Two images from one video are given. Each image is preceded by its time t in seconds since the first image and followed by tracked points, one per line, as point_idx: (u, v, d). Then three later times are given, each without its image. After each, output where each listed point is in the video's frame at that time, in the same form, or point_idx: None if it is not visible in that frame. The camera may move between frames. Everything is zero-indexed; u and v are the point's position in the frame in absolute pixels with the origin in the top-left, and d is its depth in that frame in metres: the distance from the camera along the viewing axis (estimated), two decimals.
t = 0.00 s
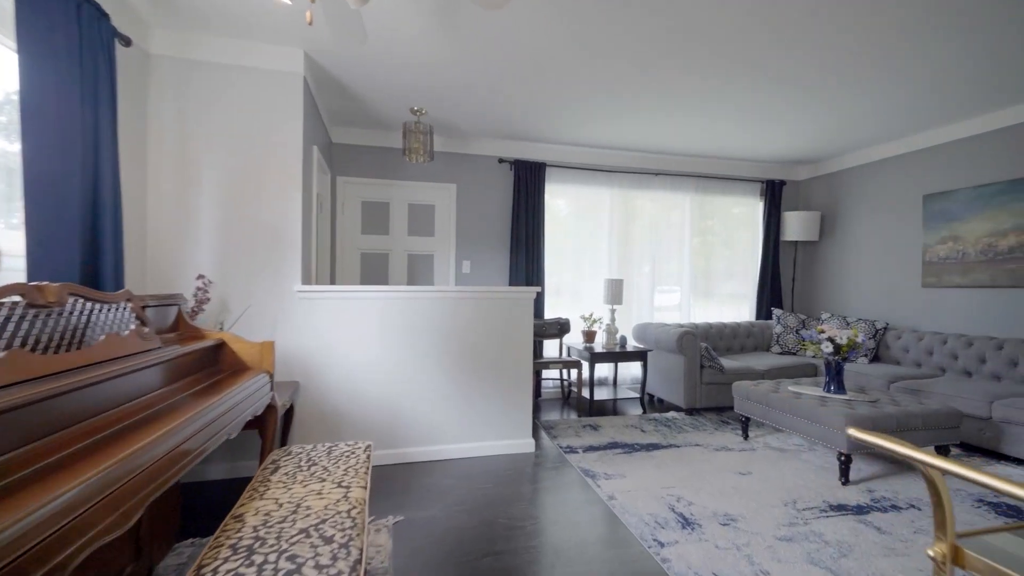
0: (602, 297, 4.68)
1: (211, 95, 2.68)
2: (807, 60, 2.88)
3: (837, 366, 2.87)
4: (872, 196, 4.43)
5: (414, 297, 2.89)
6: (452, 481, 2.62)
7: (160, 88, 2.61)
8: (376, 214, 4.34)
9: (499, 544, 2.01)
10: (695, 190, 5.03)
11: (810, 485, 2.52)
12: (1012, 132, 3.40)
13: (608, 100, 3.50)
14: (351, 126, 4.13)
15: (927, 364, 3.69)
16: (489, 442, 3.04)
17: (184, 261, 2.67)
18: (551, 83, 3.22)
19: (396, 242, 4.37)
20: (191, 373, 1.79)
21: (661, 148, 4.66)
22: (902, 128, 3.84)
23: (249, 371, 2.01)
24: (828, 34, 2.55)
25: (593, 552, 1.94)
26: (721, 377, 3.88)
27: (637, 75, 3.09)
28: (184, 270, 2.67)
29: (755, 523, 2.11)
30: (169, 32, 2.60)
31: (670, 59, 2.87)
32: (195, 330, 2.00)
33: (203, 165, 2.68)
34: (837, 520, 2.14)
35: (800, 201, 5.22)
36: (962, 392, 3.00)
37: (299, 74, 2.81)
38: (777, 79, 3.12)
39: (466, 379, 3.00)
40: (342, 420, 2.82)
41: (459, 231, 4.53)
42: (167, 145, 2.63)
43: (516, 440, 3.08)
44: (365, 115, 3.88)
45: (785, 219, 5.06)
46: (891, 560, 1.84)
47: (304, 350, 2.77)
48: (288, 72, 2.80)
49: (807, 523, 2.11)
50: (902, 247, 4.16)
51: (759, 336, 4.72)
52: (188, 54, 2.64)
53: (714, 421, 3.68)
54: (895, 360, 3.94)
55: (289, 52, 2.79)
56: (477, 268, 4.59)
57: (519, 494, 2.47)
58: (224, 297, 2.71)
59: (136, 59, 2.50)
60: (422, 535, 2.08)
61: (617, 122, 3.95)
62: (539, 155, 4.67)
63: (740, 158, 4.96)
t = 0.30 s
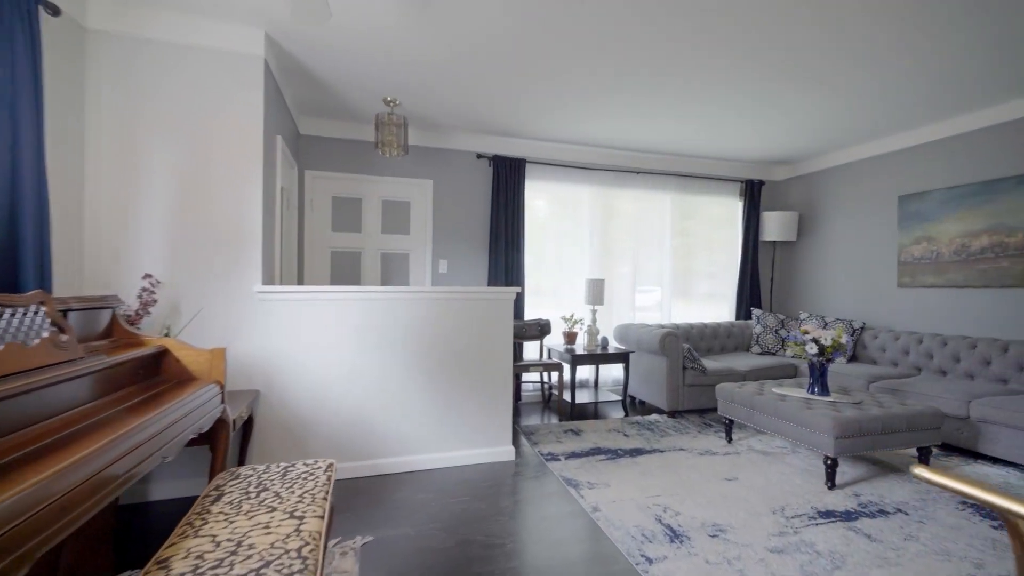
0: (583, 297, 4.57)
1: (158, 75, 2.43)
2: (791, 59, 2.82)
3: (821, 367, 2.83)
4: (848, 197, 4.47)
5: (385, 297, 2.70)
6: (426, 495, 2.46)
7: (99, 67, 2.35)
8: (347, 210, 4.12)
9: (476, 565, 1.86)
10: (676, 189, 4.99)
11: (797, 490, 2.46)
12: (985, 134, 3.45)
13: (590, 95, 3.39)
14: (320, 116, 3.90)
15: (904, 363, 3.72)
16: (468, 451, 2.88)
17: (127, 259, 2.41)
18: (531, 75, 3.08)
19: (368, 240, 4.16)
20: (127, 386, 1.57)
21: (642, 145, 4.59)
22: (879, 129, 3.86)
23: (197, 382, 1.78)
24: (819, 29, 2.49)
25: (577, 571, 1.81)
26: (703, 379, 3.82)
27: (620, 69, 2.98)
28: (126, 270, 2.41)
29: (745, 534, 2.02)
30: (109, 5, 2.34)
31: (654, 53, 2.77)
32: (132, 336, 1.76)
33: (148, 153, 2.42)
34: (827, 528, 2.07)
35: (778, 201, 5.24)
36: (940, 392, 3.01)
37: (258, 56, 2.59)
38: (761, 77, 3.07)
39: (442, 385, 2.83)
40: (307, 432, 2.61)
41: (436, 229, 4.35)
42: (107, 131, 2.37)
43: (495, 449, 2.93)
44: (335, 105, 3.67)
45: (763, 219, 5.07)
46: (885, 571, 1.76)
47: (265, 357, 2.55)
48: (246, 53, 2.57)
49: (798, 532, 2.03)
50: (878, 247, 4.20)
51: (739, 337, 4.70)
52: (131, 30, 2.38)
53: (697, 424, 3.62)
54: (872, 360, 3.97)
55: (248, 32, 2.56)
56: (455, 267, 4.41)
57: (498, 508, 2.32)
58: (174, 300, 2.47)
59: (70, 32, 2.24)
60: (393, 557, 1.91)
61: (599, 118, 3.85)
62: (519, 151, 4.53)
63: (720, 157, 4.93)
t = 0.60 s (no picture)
0: (562, 297, 4.46)
1: (88, 45, 2.15)
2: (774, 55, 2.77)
3: (803, 367, 2.80)
4: (822, 196, 4.52)
5: (351, 295, 2.49)
6: (398, 509, 2.27)
7: (18, 34, 2.06)
8: (314, 204, 3.87)
9: None
10: (654, 187, 4.95)
11: (781, 492, 2.40)
12: (954, 136, 3.52)
13: (571, 86, 3.27)
14: (284, 103, 3.64)
15: (876, 360, 3.77)
16: (443, 459, 2.70)
17: (53, 254, 2.13)
18: (510, 62, 2.93)
19: (337, 236, 3.92)
20: (36, 399, 1.33)
21: (623, 141, 4.51)
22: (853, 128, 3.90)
23: (127, 393, 1.55)
24: (836, 30, 2.47)
25: None
26: (683, 378, 3.77)
27: (602, 59, 2.87)
28: (53, 265, 2.13)
29: (733, 543, 1.93)
30: None
31: (638, 43, 2.67)
32: (44, 340, 1.51)
33: (78, 134, 2.15)
34: (814, 533, 2.01)
35: (754, 200, 5.28)
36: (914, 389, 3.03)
37: (210, 28, 2.35)
38: (744, 73, 3.01)
39: (415, 390, 2.64)
40: (266, 444, 2.38)
41: (409, 224, 4.14)
42: (28, 108, 2.08)
43: (472, 456, 2.77)
44: (300, 90, 3.42)
45: (740, 218, 5.10)
46: None
47: (217, 363, 2.31)
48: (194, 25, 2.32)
49: (787, 539, 1.96)
50: (852, 246, 4.25)
51: (717, 335, 4.70)
52: None
53: (678, 425, 3.56)
54: (846, 357, 4.01)
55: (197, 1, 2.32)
56: (430, 265, 4.22)
57: (475, 521, 2.16)
58: (111, 300, 2.20)
59: None
60: None
61: (580, 111, 3.74)
62: (496, 145, 4.37)
63: (698, 155, 4.93)
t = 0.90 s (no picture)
0: (531, 297, 4.35)
1: None
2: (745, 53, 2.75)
3: (771, 366, 2.80)
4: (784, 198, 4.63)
5: (301, 295, 2.26)
6: (355, 529, 2.08)
7: None
8: (264, 196, 3.57)
9: None
10: (623, 186, 4.93)
11: (752, 494, 2.38)
12: (908, 140, 3.66)
13: (542, 77, 3.16)
14: (231, 85, 3.34)
15: (835, 358, 3.87)
16: (405, 471, 2.52)
17: None
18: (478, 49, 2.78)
19: (290, 231, 3.64)
20: None
21: (592, 138, 4.45)
22: (814, 130, 4.00)
23: (16, 412, 1.31)
24: (840, 30, 2.48)
25: None
26: (653, 379, 3.75)
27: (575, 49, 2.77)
28: None
29: (709, 552, 1.87)
30: None
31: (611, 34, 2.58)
32: None
33: None
34: (788, 537, 1.97)
35: (718, 201, 5.36)
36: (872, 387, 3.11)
37: None
38: (715, 71, 3.00)
39: (373, 397, 2.44)
40: (202, 461, 2.12)
41: (370, 220, 3.91)
42: None
43: (437, 467, 2.60)
44: (248, 71, 3.14)
45: (705, 219, 5.16)
46: None
47: (143, 371, 2.03)
48: None
49: (761, 545, 1.91)
50: (812, 247, 4.37)
51: (684, 335, 4.72)
52: None
53: (647, 426, 3.53)
54: (806, 355, 4.11)
55: None
56: (392, 264, 4.00)
57: (441, 539, 2.00)
58: (9, 301, 1.88)
59: None
60: None
61: (550, 105, 3.64)
62: (463, 138, 4.21)
63: (665, 155, 4.94)
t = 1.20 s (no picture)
0: (500, 296, 4.20)
1: None
2: (718, 48, 2.71)
3: (743, 366, 2.76)
4: (750, 198, 4.68)
5: (242, 295, 2.02)
6: (303, 555, 1.86)
7: None
8: (208, 186, 3.26)
9: None
10: (593, 183, 4.86)
11: (726, 498, 2.32)
12: (869, 142, 3.74)
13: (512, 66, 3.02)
14: (168, 62, 3.02)
15: (800, 356, 3.92)
16: (361, 485, 2.31)
17: None
18: (445, 32, 2.61)
19: (238, 226, 3.34)
20: None
21: (562, 133, 4.35)
22: (780, 130, 4.04)
23: None
24: (840, 29, 2.47)
25: None
26: (624, 379, 3.67)
27: (547, 36, 2.64)
28: None
29: (686, 564, 1.77)
30: None
31: (585, 21, 2.47)
32: None
33: None
34: (764, 544, 1.91)
35: (686, 200, 5.38)
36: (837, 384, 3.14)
37: None
38: (688, 66, 2.94)
39: (326, 404, 2.22)
40: (122, 483, 1.85)
41: (328, 215, 3.65)
42: None
43: (397, 479, 2.41)
44: (188, 48, 2.84)
45: (674, 218, 5.16)
46: None
47: (47, 382, 1.73)
48: None
49: (739, 554, 1.84)
50: (777, 246, 4.42)
51: (654, 334, 4.70)
52: None
53: (619, 428, 3.45)
54: (772, 354, 4.15)
55: None
56: (353, 262, 3.75)
57: (401, 562, 1.82)
58: None
59: None
60: None
61: (521, 97, 3.51)
62: (429, 130, 4.01)
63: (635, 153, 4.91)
